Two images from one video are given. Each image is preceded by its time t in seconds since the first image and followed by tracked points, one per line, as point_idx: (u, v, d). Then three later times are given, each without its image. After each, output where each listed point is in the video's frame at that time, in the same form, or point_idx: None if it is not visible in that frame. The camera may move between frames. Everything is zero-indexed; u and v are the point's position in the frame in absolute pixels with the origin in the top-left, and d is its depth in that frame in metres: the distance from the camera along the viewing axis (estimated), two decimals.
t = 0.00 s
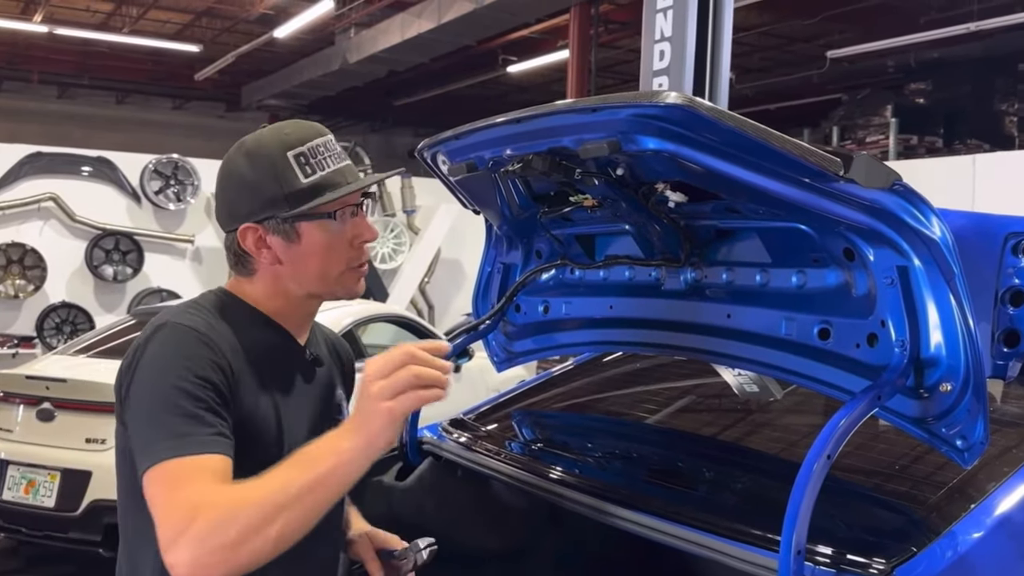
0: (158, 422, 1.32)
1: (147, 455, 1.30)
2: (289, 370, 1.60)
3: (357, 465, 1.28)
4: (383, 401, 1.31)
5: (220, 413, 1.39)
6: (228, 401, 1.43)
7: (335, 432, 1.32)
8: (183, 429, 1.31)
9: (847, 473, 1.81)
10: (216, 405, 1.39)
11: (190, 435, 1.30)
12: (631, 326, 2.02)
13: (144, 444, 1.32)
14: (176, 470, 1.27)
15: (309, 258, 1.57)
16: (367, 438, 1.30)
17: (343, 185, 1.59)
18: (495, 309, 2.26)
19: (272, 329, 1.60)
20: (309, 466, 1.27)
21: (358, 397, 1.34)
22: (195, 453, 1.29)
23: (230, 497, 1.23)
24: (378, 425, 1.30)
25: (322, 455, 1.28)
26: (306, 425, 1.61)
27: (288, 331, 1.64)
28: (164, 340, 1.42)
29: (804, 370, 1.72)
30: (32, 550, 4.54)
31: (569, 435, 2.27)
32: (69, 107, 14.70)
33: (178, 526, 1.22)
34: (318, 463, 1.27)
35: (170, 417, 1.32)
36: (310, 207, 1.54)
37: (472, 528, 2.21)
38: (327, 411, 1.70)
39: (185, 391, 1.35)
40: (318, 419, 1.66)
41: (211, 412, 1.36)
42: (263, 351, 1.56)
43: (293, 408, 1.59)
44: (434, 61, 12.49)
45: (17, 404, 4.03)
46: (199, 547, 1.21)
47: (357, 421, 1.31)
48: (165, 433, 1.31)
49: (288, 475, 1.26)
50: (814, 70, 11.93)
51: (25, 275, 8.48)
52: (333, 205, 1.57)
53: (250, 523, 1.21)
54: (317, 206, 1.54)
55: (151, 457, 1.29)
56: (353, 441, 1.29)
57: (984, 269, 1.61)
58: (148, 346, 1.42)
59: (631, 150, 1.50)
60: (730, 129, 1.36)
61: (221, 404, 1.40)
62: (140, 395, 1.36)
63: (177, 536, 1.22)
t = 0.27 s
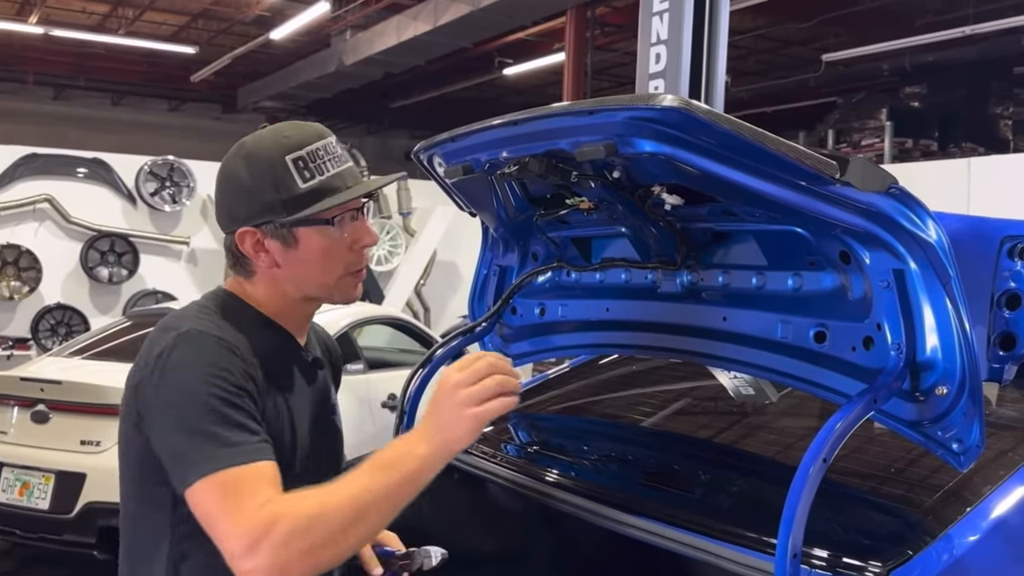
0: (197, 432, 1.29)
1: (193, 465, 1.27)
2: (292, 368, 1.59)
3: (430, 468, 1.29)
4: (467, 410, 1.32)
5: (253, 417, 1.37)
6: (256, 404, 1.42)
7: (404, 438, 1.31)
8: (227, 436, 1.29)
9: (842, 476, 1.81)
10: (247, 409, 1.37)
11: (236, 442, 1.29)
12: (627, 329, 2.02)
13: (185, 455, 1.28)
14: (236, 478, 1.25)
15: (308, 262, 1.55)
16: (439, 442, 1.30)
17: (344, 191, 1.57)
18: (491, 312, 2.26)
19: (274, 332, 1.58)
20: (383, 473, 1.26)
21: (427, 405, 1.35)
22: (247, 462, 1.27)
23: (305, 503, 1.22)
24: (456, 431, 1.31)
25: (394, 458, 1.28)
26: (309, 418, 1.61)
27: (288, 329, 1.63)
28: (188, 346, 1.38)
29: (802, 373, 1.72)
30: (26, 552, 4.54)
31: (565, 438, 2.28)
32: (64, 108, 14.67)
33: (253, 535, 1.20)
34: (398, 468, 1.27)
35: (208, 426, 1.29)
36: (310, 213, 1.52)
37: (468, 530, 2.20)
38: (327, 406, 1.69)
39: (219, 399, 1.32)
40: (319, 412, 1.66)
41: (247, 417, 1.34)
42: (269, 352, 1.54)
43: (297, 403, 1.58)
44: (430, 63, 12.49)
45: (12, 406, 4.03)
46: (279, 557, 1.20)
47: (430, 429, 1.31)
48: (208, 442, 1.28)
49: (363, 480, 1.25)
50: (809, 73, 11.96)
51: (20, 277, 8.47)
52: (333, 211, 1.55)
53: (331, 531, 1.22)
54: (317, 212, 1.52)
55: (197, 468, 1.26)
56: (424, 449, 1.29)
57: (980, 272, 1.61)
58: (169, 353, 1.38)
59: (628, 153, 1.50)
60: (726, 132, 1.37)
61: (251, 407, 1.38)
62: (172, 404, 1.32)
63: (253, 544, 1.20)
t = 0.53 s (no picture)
0: (277, 451, 1.33)
1: (285, 486, 1.31)
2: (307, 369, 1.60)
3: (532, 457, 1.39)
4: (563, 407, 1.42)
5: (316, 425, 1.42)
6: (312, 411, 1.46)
7: (505, 430, 1.41)
8: (310, 450, 1.34)
9: (835, 479, 1.81)
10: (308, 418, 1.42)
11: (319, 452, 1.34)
12: (619, 332, 2.02)
13: (271, 477, 1.32)
14: (340, 488, 1.31)
15: (325, 267, 1.55)
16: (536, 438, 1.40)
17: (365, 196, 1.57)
18: (484, 315, 2.26)
19: (289, 336, 1.58)
20: (491, 468, 1.35)
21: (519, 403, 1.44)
22: (340, 471, 1.33)
23: (419, 504, 1.29)
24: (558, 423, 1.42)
25: (495, 452, 1.37)
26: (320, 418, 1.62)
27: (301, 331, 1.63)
28: (245, 371, 1.41)
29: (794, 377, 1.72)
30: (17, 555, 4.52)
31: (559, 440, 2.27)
32: (58, 110, 14.64)
33: (379, 535, 1.27)
34: (502, 463, 1.36)
35: (286, 444, 1.33)
36: (329, 218, 1.52)
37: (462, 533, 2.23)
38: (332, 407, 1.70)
39: (288, 416, 1.36)
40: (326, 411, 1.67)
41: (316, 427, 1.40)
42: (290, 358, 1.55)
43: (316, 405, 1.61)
44: (425, 66, 12.49)
45: (5, 409, 4.02)
46: (402, 556, 1.27)
47: (525, 423, 1.41)
48: (292, 461, 1.32)
49: (472, 476, 1.34)
50: (803, 77, 11.99)
51: (12, 279, 8.44)
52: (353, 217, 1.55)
53: (453, 527, 1.30)
54: (337, 218, 1.52)
55: (290, 487, 1.31)
56: (528, 442, 1.39)
57: (973, 275, 1.61)
58: (225, 378, 1.40)
59: (620, 156, 1.50)
60: (718, 135, 1.37)
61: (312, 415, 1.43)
62: (242, 429, 1.35)
63: (377, 544, 1.27)
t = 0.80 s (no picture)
0: (360, 459, 1.28)
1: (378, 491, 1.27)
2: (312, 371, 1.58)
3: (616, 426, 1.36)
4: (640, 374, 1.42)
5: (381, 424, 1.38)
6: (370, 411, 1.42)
7: (586, 401, 1.37)
8: (392, 450, 1.30)
9: (824, 484, 1.80)
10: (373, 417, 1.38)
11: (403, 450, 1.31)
12: (607, 336, 2.01)
13: (360, 484, 1.28)
14: (431, 480, 1.28)
15: (348, 271, 1.46)
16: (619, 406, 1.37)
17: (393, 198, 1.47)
18: (472, 319, 2.25)
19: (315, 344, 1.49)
20: (580, 440, 1.32)
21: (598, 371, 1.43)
22: (424, 464, 1.30)
23: (520, 484, 1.28)
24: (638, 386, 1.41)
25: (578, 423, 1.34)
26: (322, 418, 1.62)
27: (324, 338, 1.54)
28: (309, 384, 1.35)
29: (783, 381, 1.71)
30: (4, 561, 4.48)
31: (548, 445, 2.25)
32: (49, 114, 14.60)
33: (489, 523, 1.25)
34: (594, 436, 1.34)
35: (367, 450, 1.29)
36: (354, 221, 1.42)
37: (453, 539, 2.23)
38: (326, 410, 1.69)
39: (359, 421, 1.32)
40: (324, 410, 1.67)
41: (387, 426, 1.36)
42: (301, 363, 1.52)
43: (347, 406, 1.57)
44: (418, 71, 12.49)
45: None
46: (515, 536, 1.27)
47: (605, 391, 1.38)
48: (378, 465, 1.28)
49: (566, 449, 1.31)
50: (795, 83, 12.02)
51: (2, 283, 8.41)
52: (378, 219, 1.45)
53: (558, 502, 1.29)
54: (362, 220, 1.42)
55: (384, 490, 1.27)
56: (611, 411, 1.35)
57: (961, 278, 1.60)
58: (289, 393, 1.34)
59: (609, 158, 1.50)
60: (706, 138, 1.36)
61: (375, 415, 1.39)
62: (318, 442, 1.30)
63: (489, 534, 1.26)
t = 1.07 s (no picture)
0: (401, 451, 1.31)
1: (423, 480, 1.31)
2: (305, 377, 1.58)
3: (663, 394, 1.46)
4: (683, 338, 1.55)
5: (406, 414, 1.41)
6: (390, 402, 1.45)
7: (632, 374, 1.47)
8: (427, 437, 1.34)
9: (813, 493, 1.78)
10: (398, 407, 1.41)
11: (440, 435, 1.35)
12: (595, 343, 1.99)
13: (404, 475, 1.31)
14: (477, 452, 1.35)
15: (354, 277, 1.45)
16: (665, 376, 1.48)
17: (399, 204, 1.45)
18: (460, 324, 2.22)
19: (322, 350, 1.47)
20: (630, 403, 1.42)
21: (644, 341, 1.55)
22: (463, 442, 1.36)
23: (566, 448, 1.36)
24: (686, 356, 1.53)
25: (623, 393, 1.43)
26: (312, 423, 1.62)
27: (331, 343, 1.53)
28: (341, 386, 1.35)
29: (773, 388, 1.70)
30: None
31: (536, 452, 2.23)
32: (41, 119, 14.54)
33: (545, 488, 1.33)
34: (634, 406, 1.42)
35: (405, 442, 1.31)
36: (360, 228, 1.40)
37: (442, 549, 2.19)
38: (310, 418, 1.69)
39: (395, 416, 1.34)
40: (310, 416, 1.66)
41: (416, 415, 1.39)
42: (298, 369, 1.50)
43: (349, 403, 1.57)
44: (410, 77, 12.48)
45: None
46: (565, 498, 1.34)
47: (649, 367, 1.48)
48: (419, 456, 1.32)
49: (615, 412, 1.40)
50: (786, 89, 12.05)
51: None
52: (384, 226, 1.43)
53: (606, 467, 1.36)
54: (368, 227, 1.40)
55: (428, 477, 1.31)
56: (656, 382, 1.46)
57: (950, 285, 1.58)
58: (321, 397, 1.33)
59: (595, 163, 1.48)
60: (693, 143, 1.35)
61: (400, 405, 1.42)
62: (357, 442, 1.30)
63: (546, 496, 1.33)
